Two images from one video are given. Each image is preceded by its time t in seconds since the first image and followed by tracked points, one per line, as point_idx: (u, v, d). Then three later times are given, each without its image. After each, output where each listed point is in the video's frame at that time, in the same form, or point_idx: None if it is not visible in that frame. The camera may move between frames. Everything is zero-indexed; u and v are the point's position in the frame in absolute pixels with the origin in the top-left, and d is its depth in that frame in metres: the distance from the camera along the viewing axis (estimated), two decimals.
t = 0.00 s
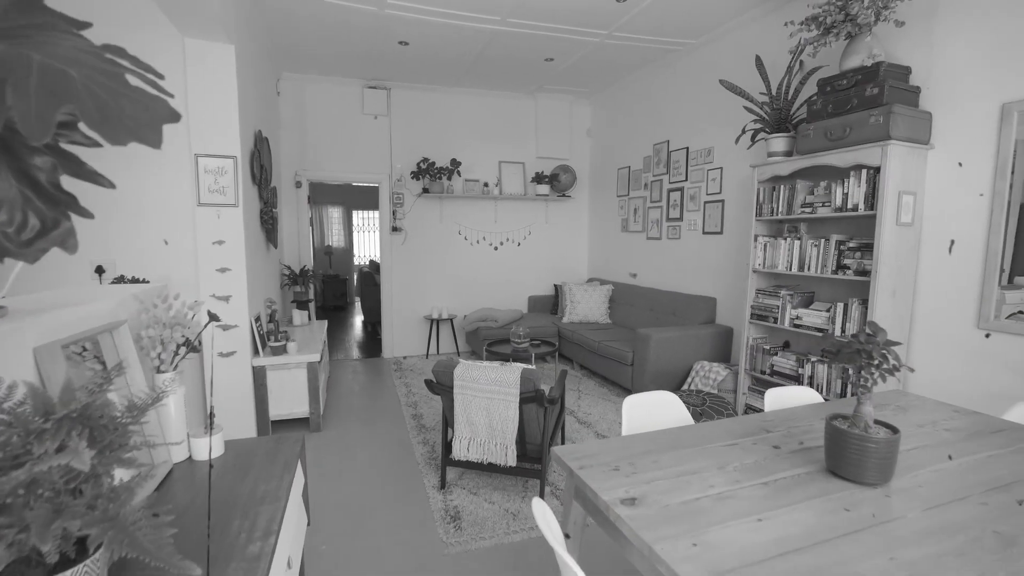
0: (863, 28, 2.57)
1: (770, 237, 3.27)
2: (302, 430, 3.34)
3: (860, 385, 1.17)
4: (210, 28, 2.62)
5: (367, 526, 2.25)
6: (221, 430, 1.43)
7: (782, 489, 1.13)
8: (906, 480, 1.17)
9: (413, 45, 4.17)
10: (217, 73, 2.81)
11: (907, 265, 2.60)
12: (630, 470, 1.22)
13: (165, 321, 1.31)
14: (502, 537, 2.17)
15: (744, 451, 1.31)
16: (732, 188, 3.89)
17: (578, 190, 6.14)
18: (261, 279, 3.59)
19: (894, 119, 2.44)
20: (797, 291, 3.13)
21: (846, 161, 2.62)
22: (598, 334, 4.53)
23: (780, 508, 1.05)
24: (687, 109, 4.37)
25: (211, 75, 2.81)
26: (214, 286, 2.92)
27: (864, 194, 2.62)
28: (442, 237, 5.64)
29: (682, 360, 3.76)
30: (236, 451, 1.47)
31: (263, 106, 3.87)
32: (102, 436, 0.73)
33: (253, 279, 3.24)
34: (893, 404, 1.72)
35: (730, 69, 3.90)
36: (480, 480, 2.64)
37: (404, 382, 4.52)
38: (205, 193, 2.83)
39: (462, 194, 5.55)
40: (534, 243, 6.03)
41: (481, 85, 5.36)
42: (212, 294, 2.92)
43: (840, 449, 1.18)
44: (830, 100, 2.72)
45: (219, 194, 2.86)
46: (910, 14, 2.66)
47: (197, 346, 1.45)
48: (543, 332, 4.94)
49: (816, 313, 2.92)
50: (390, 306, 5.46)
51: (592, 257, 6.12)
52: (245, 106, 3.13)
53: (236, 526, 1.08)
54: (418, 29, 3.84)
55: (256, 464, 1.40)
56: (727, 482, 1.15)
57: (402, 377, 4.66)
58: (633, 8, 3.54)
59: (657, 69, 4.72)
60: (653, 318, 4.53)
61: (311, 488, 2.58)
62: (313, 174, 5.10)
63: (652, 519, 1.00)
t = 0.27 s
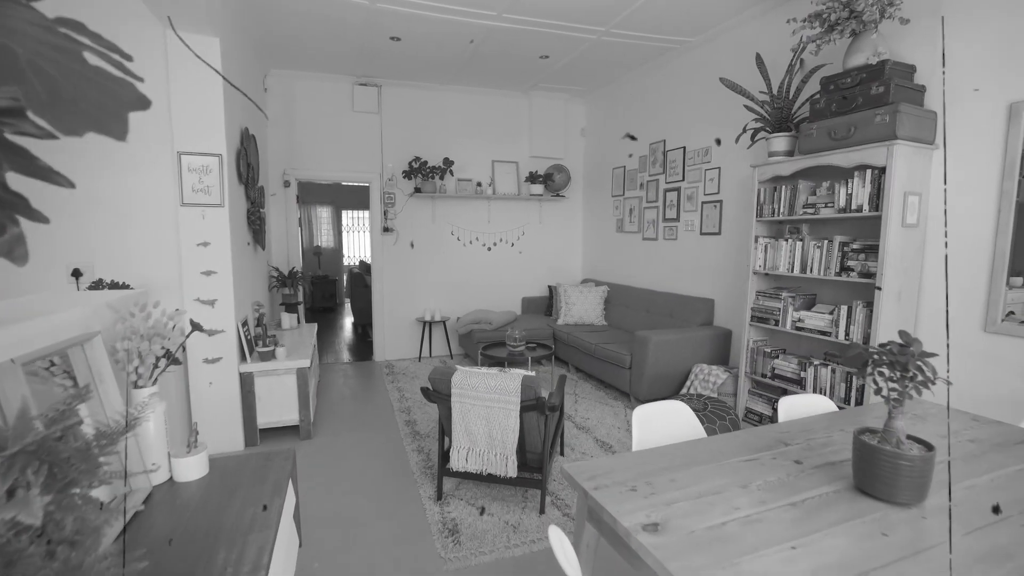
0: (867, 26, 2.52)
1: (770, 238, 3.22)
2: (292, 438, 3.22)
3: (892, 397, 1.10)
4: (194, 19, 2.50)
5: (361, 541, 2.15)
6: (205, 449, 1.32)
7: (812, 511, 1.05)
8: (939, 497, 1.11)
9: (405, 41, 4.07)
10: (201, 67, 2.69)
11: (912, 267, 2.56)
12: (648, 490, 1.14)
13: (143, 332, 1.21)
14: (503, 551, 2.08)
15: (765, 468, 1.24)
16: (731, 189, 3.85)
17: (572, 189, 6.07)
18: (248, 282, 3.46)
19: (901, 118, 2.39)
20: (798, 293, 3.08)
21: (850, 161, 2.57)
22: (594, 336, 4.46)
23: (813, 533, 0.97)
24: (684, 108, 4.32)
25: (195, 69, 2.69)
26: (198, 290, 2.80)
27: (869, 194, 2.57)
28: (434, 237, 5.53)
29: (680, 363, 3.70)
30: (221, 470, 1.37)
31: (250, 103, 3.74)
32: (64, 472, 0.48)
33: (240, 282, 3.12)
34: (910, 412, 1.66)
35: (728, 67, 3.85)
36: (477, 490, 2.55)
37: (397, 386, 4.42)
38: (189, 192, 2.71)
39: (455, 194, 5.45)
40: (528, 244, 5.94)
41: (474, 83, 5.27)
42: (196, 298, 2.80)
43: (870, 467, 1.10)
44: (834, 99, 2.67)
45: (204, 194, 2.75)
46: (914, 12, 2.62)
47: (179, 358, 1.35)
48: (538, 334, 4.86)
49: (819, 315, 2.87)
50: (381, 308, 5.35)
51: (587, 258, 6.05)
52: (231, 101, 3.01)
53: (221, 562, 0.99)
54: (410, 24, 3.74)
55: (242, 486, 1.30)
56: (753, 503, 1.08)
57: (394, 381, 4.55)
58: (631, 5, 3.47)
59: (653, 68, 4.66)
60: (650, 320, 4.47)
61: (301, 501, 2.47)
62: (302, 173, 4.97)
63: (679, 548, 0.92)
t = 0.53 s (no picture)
0: (873, 24, 2.47)
1: (772, 239, 3.19)
2: (284, 445, 3.13)
3: (920, 408, 1.05)
4: (182, 13, 2.41)
5: (357, 553, 2.08)
6: (193, 465, 1.24)
7: (841, 530, 1.00)
8: (972, 513, 1.05)
9: (400, 38, 3.99)
10: (191, 62, 2.60)
11: (917, 268, 2.53)
12: (666, 508, 1.07)
13: (125, 343, 1.12)
14: (504, 563, 2.02)
15: (786, 482, 1.18)
16: (731, 189, 3.81)
17: (568, 189, 6.01)
18: (239, 284, 3.37)
19: (908, 118, 2.35)
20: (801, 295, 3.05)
21: (855, 162, 2.53)
22: (592, 338, 4.41)
23: (844, 555, 0.92)
24: (683, 107, 4.27)
25: (184, 64, 2.59)
26: (187, 293, 2.71)
27: (874, 195, 2.53)
28: (429, 238, 5.45)
29: (680, 366, 3.66)
30: (211, 487, 1.29)
31: (240, 100, 3.64)
32: None
33: (230, 285, 3.02)
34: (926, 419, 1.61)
35: (728, 66, 3.81)
36: (477, 499, 2.48)
37: (392, 390, 4.33)
38: (178, 192, 2.62)
39: (450, 194, 5.37)
40: (524, 245, 5.88)
41: (469, 81, 5.19)
42: (185, 302, 2.71)
43: (898, 481, 1.05)
44: (838, 98, 2.63)
45: (193, 194, 2.66)
46: (919, 10, 2.58)
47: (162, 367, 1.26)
48: (535, 336, 4.80)
49: (823, 318, 2.83)
50: (375, 310, 5.26)
51: (583, 259, 6.00)
52: (221, 98, 2.91)
53: None
54: (406, 20, 3.66)
55: (234, 505, 1.22)
56: (778, 521, 1.02)
57: (389, 385, 4.47)
58: (630, 3, 3.42)
59: (651, 66, 4.61)
60: (648, 322, 4.42)
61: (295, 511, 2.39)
62: (293, 172, 4.87)
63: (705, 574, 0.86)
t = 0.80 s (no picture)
0: (876, 22, 2.44)
1: (772, 240, 3.15)
2: (274, 453, 3.04)
3: (951, 422, 1.00)
4: (165, 5, 2.31)
5: (351, 568, 2.00)
6: (175, 483, 1.16)
7: (871, 553, 0.94)
8: (1004, 532, 1.00)
9: (393, 34, 3.91)
10: (174, 56, 2.49)
11: (921, 270, 2.50)
12: (684, 530, 1.01)
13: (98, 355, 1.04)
14: None
15: (807, 499, 1.12)
16: (728, 189, 3.77)
17: (563, 189, 5.95)
18: (227, 286, 3.26)
19: (912, 118, 2.32)
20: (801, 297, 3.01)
21: (858, 162, 2.49)
22: (588, 340, 4.35)
23: None
24: (680, 107, 4.23)
25: (166, 59, 2.49)
26: (172, 296, 2.61)
27: (877, 197, 2.50)
28: (422, 239, 5.36)
29: (679, 368, 3.61)
30: (195, 507, 1.20)
31: (227, 97, 3.53)
32: None
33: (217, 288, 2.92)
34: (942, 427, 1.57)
35: (725, 65, 3.77)
36: (475, 508, 2.41)
37: (384, 394, 4.24)
38: (161, 191, 2.52)
39: (443, 193, 5.29)
40: (518, 245, 5.81)
41: (463, 79, 5.11)
42: (170, 306, 2.60)
43: (926, 498, 1.00)
44: (841, 98, 2.59)
45: (178, 193, 2.56)
46: (922, 9, 2.55)
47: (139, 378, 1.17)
48: (530, 338, 4.74)
49: (824, 320, 2.80)
50: (367, 312, 5.16)
51: (578, 259, 5.94)
52: (207, 94, 2.81)
53: None
54: (398, 16, 3.58)
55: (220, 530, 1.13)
56: (804, 543, 0.96)
57: (381, 389, 4.37)
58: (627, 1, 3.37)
59: (647, 66, 4.56)
60: (645, 324, 4.37)
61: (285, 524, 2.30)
62: (283, 172, 4.76)
63: None
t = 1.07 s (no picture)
0: (884, 21, 2.39)
1: (774, 242, 3.11)
2: (264, 462, 2.92)
3: (1000, 442, 0.94)
4: None
5: None
6: (157, 512, 1.05)
7: None
8: None
9: (386, 29, 3.80)
10: (158, 49, 2.37)
11: (928, 273, 2.46)
12: (716, 560, 0.94)
13: (70, 373, 0.93)
14: None
15: (840, 521, 1.06)
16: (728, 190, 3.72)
17: (558, 189, 5.88)
18: (214, 289, 3.14)
19: (922, 119, 2.28)
20: (804, 300, 2.96)
21: (865, 163, 2.45)
22: (585, 343, 4.27)
23: None
24: (678, 107, 4.18)
25: (149, 51, 2.37)
26: (155, 300, 2.48)
27: (884, 198, 2.45)
28: (415, 239, 5.25)
29: (679, 372, 3.55)
30: (179, 536, 1.10)
31: (214, 92, 3.41)
32: None
33: (203, 292, 2.80)
34: (965, 437, 1.51)
35: (725, 64, 3.72)
36: (475, 521, 2.32)
37: (377, 398, 4.14)
38: (144, 190, 2.40)
39: (437, 193, 5.19)
40: (512, 246, 5.72)
41: (457, 77, 5.01)
42: (154, 310, 2.47)
43: (971, 521, 0.94)
44: (847, 98, 2.54)
45: (161, 192, 2.44)
46: (929, 8, 2.51)
47: (117, 396, 1.05)
48: (526, 341, 4.66)
49: (829, 324, 2.75)
50: (359, 314, 5.04)
51: (573, 260, 5.87)
52: (192, 88, 2.69)
53: None
54: (392, 10, 3.48)
55: (204, 562, 1.03)
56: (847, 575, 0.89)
57: (374, 393, 4.27)
58: None
59: (645, 64, 4.50)
60: (643, 326, 4.31)
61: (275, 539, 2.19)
62: (272, 170, 4.63)
63: None
